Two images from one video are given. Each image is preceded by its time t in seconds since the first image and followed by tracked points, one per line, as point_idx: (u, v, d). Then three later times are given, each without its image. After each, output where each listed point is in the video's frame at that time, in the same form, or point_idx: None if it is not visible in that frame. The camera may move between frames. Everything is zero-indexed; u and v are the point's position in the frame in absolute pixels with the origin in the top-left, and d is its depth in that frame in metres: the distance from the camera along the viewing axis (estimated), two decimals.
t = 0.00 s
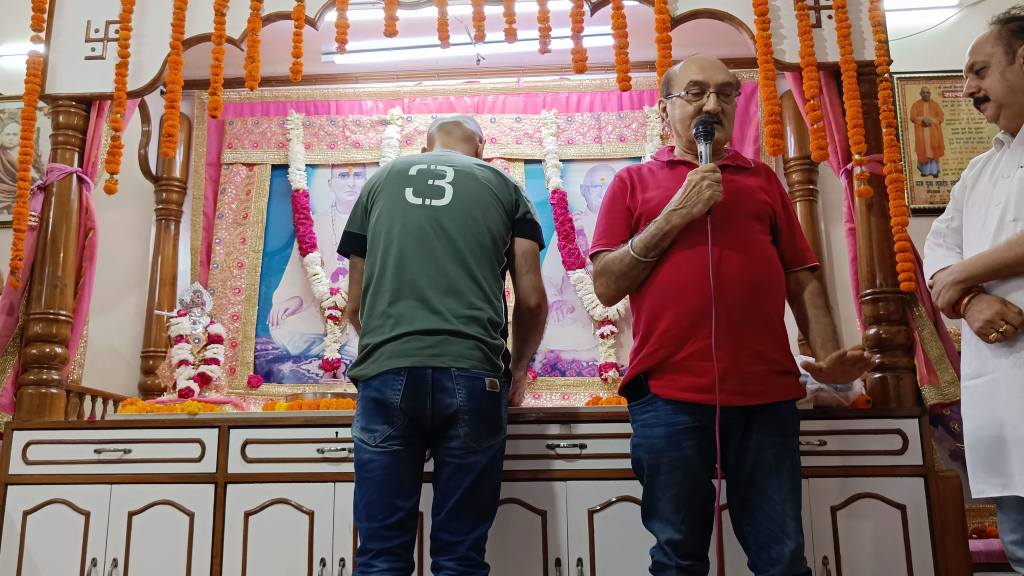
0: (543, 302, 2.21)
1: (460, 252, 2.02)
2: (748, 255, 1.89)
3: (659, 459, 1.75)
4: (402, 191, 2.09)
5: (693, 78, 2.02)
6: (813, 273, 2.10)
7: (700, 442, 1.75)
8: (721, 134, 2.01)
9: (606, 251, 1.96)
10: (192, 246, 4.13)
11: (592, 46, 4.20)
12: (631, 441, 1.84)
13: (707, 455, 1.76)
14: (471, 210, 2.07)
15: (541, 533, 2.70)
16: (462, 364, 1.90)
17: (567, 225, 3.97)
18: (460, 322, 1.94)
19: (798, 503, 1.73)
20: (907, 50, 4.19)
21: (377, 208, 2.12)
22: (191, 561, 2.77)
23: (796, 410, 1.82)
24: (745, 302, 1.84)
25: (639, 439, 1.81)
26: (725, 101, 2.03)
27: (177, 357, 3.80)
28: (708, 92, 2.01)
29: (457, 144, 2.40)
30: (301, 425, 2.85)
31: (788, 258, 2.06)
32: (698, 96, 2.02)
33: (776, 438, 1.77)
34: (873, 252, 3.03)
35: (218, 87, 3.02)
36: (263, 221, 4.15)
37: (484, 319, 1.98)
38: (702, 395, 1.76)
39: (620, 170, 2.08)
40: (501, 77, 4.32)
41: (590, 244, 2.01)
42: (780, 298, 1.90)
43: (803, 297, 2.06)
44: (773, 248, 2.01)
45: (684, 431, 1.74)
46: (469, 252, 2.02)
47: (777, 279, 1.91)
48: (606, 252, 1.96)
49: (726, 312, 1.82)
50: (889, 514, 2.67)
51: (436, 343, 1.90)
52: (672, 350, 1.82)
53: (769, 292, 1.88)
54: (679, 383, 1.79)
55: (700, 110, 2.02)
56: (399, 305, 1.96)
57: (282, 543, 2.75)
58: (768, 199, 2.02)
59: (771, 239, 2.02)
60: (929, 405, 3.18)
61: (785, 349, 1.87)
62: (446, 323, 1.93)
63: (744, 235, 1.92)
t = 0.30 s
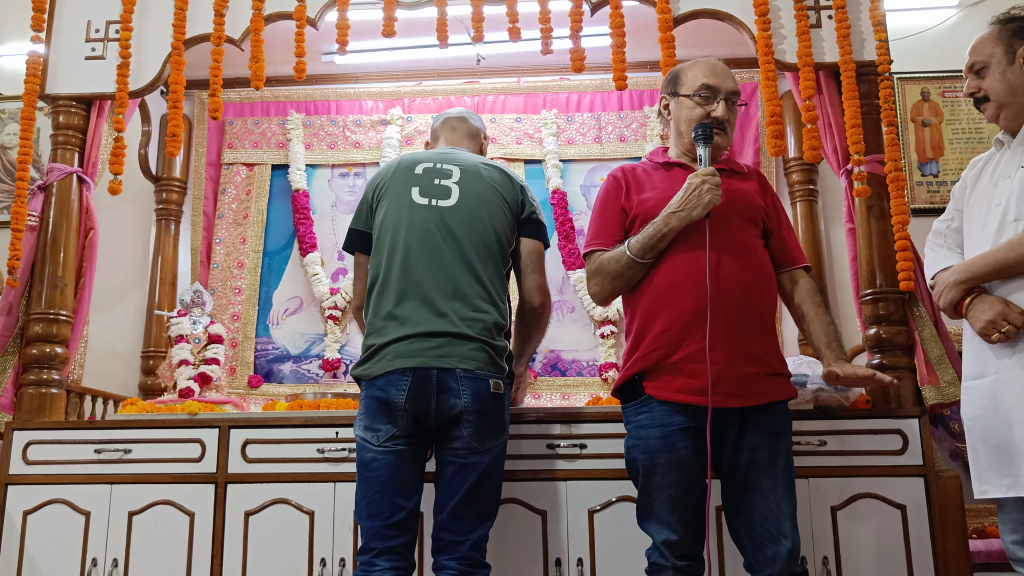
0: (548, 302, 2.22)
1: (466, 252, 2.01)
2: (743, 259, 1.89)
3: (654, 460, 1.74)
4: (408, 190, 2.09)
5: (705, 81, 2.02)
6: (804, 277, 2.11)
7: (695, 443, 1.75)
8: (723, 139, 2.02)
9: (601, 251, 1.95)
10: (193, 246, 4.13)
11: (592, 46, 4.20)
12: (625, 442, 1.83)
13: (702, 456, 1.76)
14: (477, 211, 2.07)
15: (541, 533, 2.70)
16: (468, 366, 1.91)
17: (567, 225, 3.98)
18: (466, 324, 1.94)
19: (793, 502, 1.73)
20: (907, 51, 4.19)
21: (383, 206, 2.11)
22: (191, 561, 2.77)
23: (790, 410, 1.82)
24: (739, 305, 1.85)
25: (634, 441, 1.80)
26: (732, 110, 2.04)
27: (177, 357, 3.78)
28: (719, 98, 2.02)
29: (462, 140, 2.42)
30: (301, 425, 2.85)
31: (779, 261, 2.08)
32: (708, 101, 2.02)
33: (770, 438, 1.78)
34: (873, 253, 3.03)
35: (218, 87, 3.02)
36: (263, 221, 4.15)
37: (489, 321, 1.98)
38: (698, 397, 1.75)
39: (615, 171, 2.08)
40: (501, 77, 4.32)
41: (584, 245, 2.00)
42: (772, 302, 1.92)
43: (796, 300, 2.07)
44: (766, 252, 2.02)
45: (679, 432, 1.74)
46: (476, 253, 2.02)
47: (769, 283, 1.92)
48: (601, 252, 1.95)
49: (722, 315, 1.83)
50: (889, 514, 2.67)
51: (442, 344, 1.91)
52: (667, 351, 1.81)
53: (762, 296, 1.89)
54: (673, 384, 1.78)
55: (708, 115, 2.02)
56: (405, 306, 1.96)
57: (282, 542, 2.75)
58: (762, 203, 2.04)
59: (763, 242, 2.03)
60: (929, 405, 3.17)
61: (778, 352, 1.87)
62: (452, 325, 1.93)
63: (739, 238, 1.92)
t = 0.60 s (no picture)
0: (550, 305, 2.21)
1: (471, 254, 2.02)
2: (740, 260, 1.90)
3: (650, 461, 1.74)
4: (416, 188, 2.08)
5: (693, 82, 2.03)
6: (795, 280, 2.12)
7: (691, 444, 1.74)
8: (716, 139, 2.01)
9: (596, 251, 1.96)
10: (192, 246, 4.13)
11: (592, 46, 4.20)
12: (621, 443, 1.83)
13: (698, 456, 1.76)
14: (483, 213, 2.08)
15: (541, 533, 2.70)
16: (469, 369, 1.91)
17: (567, 225, 3.98)
18: (469, 327, 1.95)
19: (791, 502, 1.73)
20: (907, 51, 4.19)
21: (389, 202, 2.10)
22: (191, 561, 2.77)
23: (786, 411, 1.82)
24: (736, 306, 1.85)
25: (630, 441, 1.80)
26: (723, 109, 2.03)
27: (177, 357, 3.78)
28: (708, 98, 2.02)
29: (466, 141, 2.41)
30: (301, 425, 2.85)
31: (774, 263, 2.08)
32: (698, 101, 2.02)
33: (765, 438, 1.78)
34: (873, 253, 3.02)
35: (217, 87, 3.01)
36: (263, 221, 4.15)
37: (491, 324, 1.99)
38: (695, 398, 1.75)
39: (609, 171, 2.08)
40: (500, 77, 4.32)
41: (579, 245, 2.00)
42: (768, 303, 1.92)
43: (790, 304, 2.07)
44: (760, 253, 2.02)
45: (675, 432, 1.74)
46: (480, 255, 2.02)
47: (764, 285, 1.93)
48: (597, 252, 1.95)
49: (718, 316, 1.83)
50: (888, 514, 2.67)
51: (444, 347, 1.91)
52: (664, 352, 1.81)
53: (758, 297, 1.89)
54: (669, 385, 1.78)
55: (699, 115, 2.02)
56: (408, 306, 1.96)
57: (282, 542, 2.75)
58: (757, 204, 2.04)
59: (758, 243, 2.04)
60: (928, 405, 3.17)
61: (773, 353, 1.87)
62: (455, 328, 1.93)
63: (734, 239, 1.92)
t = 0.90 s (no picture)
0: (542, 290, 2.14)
1: (456, 254, 2.01)
2: (739, 260, 1.89)
3: (650, 461, 1.74)
4: (401, 185, 2.06)
5: (687, 82, 2.02)
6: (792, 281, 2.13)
7: (690, 444, 1.74)
8: (713, 139, 2.01)
9: (595, 251, 1.95)
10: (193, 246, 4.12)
11: (592, 46, 4.20)
12: (621, 443, 1.83)
13: (697, 456, 1.76)
14: (469, 212, 2.07)
15: (541, 533, 2.70)
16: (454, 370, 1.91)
17: (567, 225, 3.97)
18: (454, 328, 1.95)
19: (790, 502, 1.73)
20: (906, 51, 4.19)
21: (374, 199, 2.09)
22: (191, 560, 2.77)
23: (785, 411, 1.82)
24: (735, 306, 1.85)
25: (629, 442, 1.80)
26: (717, 108, 2.02)
27: (177, 357, 3.72)
28: (702, 98, 2.01)
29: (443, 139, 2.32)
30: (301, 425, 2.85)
31: (771, 263, 2.08)
32: (692, 101, 2.02)
33: (764, 438, 1.78)
34: (873, 253, 3.02)
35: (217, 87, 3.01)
36: (263, 221, 4.15)
37: (475, 324, 1.99)
38: (694, 398, 1.75)
39: (607, 171, 2.07)
40: (501, 77, 4.31)
41: (578, 246, 2.00)
42: (766, 303, 1.92)
43: (787, 305, 2.07)
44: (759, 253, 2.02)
45: (675, 433, 1.74)
46: (465, 256, 2.02)
47: (762, 285, 1.93)
48: (596, 253, 1.95)
49: (717, 317, 1.82)
50: (889, 514, 2.67)
51: (428, 348, 1.91)
52: (663, 352, 1.81)
53: (757, 298, 1.89)
54: (669, 385, 1.78)
55: (693, 116, 2.02)
56: (392, 306, 1.95)
57: (281, 542, 2.75)
58: (755, 204, 2.04)
59: (756, 244, 2.04)
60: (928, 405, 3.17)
61: (772, 353, 1.87)
62: (438, 328, 1.93)
63: (733, 239, 1.92)
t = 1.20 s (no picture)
0: (489, 272, 2.02)
1: (389, 249, 1.90)
2: (739, 262, 1.90)
3: (649, 462, 1.74)
4: (327, 188, 1.97)
5: (690, 84, 2.02)
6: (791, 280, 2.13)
7: (690, 444, 1.74)
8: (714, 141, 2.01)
9: (595, 251, 1.95)
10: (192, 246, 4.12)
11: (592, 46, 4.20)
12: (620, 443, 1.82)
13: (697, 456, 1.76)
14: (400, 204, 1.95)
15: (541, 533, 2.70)
16: (397, 368, 1.81)
17: (567, 225, 3.97)
18: (393, 325, 1.84)
19: (790, 502, 1.73)
20: (906, 51, 4.19)
21: (304, 206, 2.00)
22: (191, 560, 2.77)
23: (784, 411, 1.82)
24: (736, 308, 1.85)
25: (628, 442, 1.79)
26: (720, 111, 2.03)
27: (177, 357, 3.72)
28: (705, 100, 2.01)
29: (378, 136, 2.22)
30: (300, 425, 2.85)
31: (770, 264, 2.09)
32: (695, 103, 2.02)
33: (764, 439, 1.77)
34: (873, 253, 3.02)
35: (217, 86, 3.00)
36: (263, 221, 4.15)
37: (416, 317, 1.88)
38: (696, 400, 1.75)
39: (606, 170, 2.07)
40: (501, 76, 4.31)
41: (577, 246, 1.99)
42: (766, 306, 1.93)
43: (787, 305, 2.07)
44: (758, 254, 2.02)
45: (674, 433, 1.74)
46: (400, 249, 1.91)
47: (762, 286, 1.93)
48: (596, 253, 1.95)
49: (718, 318, 1.82)
50: (889, 514, 2.66)
51: (365, 349, 1.81)
52: (664, 353, 1.81)
53: (757, 300, 1.90)
54: (669, 386, 1.78)
55: (696, 118, 2.02)
56: (329, 310, 1.87)
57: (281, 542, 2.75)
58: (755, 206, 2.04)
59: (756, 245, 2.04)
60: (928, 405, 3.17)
61: (772, 355, 1.88)
62: (375, 327, 1.83)
63: (733, 241, 1.92)
